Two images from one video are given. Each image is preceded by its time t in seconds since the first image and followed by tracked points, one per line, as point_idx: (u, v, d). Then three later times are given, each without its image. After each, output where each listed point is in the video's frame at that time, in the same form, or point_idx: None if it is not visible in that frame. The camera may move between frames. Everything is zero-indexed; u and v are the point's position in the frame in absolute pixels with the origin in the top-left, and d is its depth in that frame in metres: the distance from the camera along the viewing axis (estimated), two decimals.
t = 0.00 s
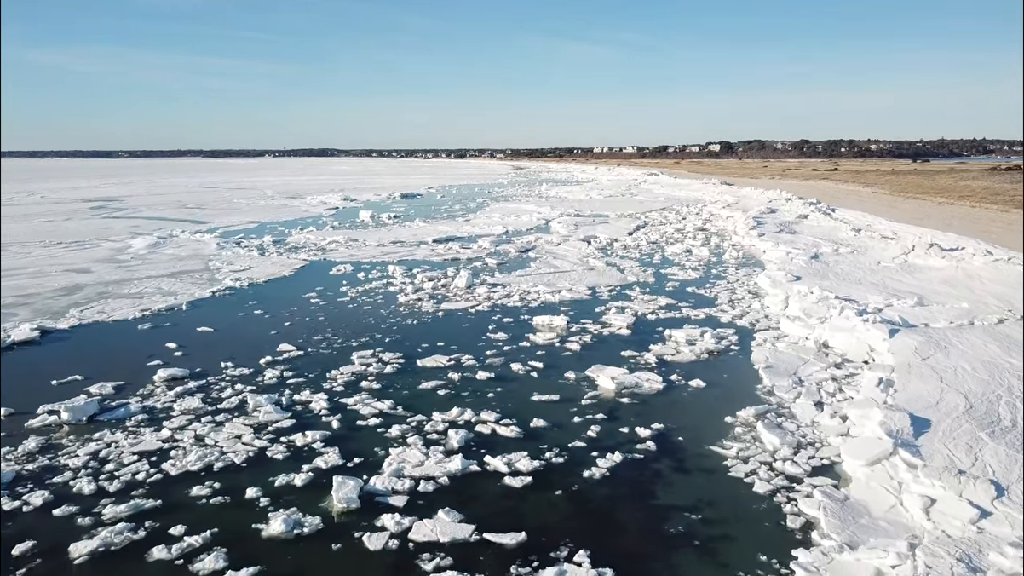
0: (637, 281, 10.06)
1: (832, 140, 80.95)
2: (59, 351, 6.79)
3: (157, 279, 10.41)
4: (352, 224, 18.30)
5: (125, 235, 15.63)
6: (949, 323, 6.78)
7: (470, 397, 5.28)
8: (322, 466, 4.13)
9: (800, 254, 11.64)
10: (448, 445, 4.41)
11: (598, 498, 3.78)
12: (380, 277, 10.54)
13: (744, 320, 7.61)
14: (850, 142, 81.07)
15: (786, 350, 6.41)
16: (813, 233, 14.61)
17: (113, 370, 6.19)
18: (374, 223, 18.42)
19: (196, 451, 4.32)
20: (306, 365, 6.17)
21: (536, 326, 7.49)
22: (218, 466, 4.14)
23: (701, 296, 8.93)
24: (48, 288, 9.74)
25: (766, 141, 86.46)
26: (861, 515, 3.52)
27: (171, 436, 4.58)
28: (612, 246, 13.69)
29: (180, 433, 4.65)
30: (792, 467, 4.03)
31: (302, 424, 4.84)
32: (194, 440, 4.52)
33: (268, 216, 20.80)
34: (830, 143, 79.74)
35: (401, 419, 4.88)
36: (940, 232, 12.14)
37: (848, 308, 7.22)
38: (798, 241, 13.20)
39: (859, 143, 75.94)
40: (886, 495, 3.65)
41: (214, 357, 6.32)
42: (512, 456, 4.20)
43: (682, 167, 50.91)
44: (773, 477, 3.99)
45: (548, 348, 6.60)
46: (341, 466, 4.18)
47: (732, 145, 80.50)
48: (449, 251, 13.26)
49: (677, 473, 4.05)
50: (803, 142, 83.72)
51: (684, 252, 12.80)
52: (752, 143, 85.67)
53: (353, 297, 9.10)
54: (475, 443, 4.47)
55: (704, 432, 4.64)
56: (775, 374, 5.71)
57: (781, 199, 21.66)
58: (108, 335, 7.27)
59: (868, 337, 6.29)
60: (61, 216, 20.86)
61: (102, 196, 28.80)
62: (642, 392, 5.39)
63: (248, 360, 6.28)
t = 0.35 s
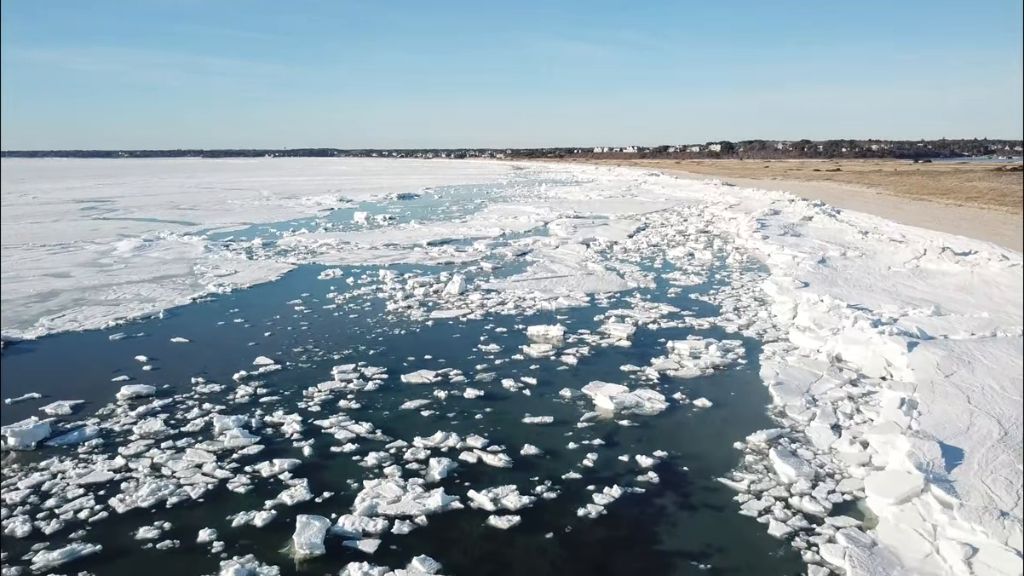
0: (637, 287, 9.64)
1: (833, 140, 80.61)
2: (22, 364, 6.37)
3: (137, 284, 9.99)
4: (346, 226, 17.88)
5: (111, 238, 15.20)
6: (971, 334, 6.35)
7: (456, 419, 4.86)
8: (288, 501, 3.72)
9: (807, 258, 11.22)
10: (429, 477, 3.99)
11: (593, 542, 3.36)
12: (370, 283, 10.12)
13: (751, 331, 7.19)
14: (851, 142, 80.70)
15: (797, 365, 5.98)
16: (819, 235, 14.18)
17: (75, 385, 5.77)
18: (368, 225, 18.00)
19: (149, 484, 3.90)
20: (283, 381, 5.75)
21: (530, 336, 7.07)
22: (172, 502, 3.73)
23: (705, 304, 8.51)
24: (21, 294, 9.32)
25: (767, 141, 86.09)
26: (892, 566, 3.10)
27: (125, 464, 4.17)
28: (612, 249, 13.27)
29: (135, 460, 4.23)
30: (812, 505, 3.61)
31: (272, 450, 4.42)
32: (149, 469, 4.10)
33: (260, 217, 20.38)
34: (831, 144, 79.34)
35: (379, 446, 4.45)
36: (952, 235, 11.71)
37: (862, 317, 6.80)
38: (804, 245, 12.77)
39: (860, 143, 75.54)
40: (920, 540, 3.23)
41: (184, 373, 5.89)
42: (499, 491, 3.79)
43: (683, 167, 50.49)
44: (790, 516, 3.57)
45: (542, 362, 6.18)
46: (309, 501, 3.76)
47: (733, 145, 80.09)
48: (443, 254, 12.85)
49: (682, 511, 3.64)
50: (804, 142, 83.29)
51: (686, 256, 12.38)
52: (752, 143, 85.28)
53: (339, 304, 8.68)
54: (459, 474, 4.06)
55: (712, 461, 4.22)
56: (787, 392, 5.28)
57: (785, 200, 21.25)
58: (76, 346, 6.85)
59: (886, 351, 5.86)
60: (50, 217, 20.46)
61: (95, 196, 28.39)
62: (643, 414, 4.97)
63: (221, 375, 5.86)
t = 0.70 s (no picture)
0: (638, 294, 9.19)
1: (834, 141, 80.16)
2: None
3: (114, 290, 9.54)
4: (339, 228, 17.43)
5: (95, 240, 14.76)
6: (998, 349, 5.88)
7: (438, 448, 4.40)
8: (239, 551, 3.26)
9: (815, 263, 10.77)
10: (402, 521, 3.53)
11: None
12: (357, 289, 9.67)
13: (759, 344, 6.72)
14: (852, 142, 80.27)
15: (811, 383, 5.52)
16: (826, 238, 13.71)
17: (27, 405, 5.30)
18: (362, 227, 17.55)
19: (84, 529, 3.44)
20: (252, 401, 5.28)
21: (524, 349, 6.60)
22: (106, 553, 3.27)
23: (709, 313, 8.05)
24: None
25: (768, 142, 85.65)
26: None
27: (61, 503, 3.71)
28: (611, 253, 12.81)
29: (74, 498, 3.77)
30: (838, 558, 3.15)
31: (230, 484, 3.96)
32: (88, 510, 3.64)
33: (252, 218, 19.94)
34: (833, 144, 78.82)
35: (350, 481, 3.99)
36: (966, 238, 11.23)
37: (879, 330, 6.32)
38: (811, 248, 12.31)
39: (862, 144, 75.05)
40: None
41: (147, 392, 5.43)
42: (481, 540, 3.33)
43: (683, 167, 50.03)
44: (813, 571, 3.11)
45: (535, 379, 5.71)
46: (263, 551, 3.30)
47: (735, 145, 79.60)
48: (437, 258, 12.40)
49: (688, 564, 3.18)
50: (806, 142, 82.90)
51: (689, 260, 11.92)
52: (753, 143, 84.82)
53: (323, 312, 8.21)
54: (436, 517, 3.60)
55: (721, 499, 3.76)
56: (802, 416, 4.82)
57: (789, 201, 20.79)
58: (37, 359, 6.39)
59: (907, 368, 5.40)
60: (38, 218, 20.03)
61: (87, 197, 27.96)
62: (644, 441, 4.51)
63: (186, 395, 5.39)
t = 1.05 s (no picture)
0: (638, 301, 8.76)
1: (836, 141, 79.73)
2: None
3: (90, 296, 9.13)
4: (332, 230, 17.00)
5: (80, 243, 14.34)
6: None
7: (418, 481, 3.98)
8: None
9: (822, 267, 10.35)
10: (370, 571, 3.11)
11: None
12: (345, 295, 9.24)
13: (768, 357, 6.30)
14: (854, 142, 79.85)
15: (825, 402, 5.10)
16: (832, 241, 13.30)
17: None
18: (356, 229, 17.13)
19: None
20: (219, 422, 4.87)
21: (516, 362, 6.19)
22: None
23: (714, 322, 7.62)
24: None
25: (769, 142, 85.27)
26: None
27: None
28: (611, 257, 12.40)
29: (4, 541, 3.35)
30: None
31: (182, 524, 3.55)
32: (16, 557, 3.22)
33: (245, 220, 19.52)
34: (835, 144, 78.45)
35: (316, 520, 3.58)
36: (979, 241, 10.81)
37: (897, 343, 5.90)
38: (818, 252, 11.88)
39: (864, 144, 74.63)
40: None
41: (106, 413, 5.01)
42: None
43: (684, 167, 49.68)
44: None
45: (528, 397, 5.30)
46: None
47: (736, 145, 79.23)
48: (430, 261, 11.98)
49: None
50: (807, 142, 82.50)
51: (691, 264, 11.50)
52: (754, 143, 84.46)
53: (306, 321, 7.80)
54: (410, 565, 3.18)
55: (732, 543, 3.34)
56: (819, 441, 4.40)
57: (793, 202, 20.38)
58: None
59: (930, 387, 4.98)
60: (25, 219, 19.61)
61: (79, 197, 27.56)
62: (645, 472, 4.09)
63: (148, 416, 4.98)
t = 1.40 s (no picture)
0: (638, 309, 8.30)
1: (837, 141, 79.32)
2: None
3: (61, 304, 8.66)
4: (324, 232, 16.54)
5: (62, 246, 13.89)
6: None
7: (390, 524, 3.52)
8: None
9: (831, 273, 9.89)
10: None
11: None
12: (329, 303, 8.77)
13: (778, 373, 5.84)
14: (855, 142, 79.44)
15: (845, 427, 4.64)
16: (840, 245, 12.86)
17: None
18: (348, 231, 16.66)
19: None
20: (176, 451, 4.41)
21: (507, 379, 5.73)
22: None
23: (719, 333, 7.16)
24: None
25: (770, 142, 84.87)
26: None
27: None
28: (610, 261, 11.95)
29: None
30: None
31: None
32: None
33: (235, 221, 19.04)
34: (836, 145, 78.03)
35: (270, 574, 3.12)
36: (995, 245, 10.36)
37: (919, 359, 5.44)
38: (826, 256, 11.41)
39: (865, 144, 74.22)
40: None
41: (53, 440, 4.55)
42: None
43: (684, 167, 49.27)
44: None
45: (518, 421, 4.84)
46: None
47: (736, 145, 78.78)
48: (422, 266, 11.51)
49: None
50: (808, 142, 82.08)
51: (694, 269, 11.03)
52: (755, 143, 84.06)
53: (286, 331, 7.35)
54: None
55: None
56: (841, 476, 3.94)
57: (796, 203, 19.94)
58: None
59: (960, 411, 4.53)
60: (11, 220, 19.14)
61: (70, 198, 27.10)
62: (647, 513, 3.63)
63: (98, 443, 4.51)
